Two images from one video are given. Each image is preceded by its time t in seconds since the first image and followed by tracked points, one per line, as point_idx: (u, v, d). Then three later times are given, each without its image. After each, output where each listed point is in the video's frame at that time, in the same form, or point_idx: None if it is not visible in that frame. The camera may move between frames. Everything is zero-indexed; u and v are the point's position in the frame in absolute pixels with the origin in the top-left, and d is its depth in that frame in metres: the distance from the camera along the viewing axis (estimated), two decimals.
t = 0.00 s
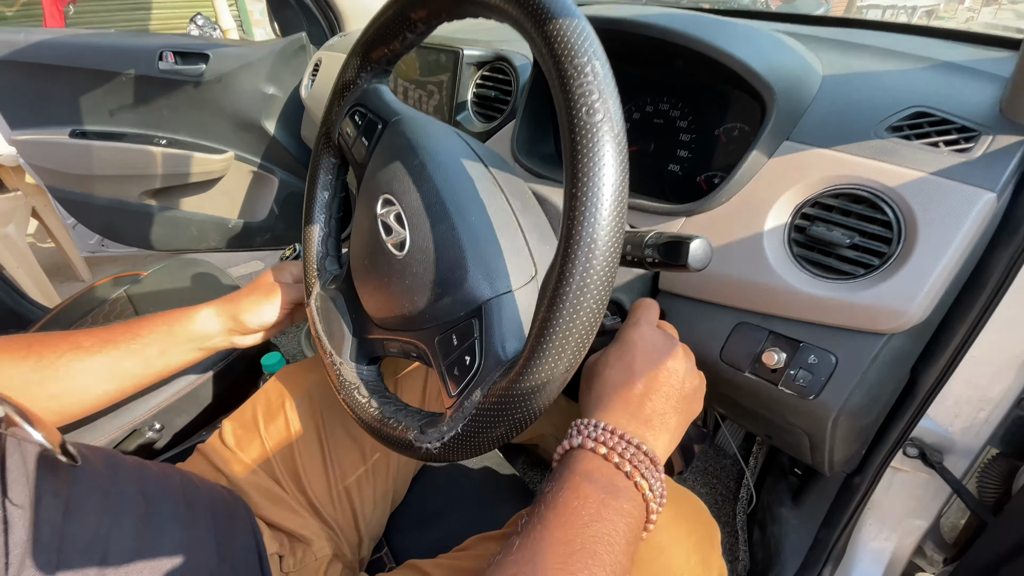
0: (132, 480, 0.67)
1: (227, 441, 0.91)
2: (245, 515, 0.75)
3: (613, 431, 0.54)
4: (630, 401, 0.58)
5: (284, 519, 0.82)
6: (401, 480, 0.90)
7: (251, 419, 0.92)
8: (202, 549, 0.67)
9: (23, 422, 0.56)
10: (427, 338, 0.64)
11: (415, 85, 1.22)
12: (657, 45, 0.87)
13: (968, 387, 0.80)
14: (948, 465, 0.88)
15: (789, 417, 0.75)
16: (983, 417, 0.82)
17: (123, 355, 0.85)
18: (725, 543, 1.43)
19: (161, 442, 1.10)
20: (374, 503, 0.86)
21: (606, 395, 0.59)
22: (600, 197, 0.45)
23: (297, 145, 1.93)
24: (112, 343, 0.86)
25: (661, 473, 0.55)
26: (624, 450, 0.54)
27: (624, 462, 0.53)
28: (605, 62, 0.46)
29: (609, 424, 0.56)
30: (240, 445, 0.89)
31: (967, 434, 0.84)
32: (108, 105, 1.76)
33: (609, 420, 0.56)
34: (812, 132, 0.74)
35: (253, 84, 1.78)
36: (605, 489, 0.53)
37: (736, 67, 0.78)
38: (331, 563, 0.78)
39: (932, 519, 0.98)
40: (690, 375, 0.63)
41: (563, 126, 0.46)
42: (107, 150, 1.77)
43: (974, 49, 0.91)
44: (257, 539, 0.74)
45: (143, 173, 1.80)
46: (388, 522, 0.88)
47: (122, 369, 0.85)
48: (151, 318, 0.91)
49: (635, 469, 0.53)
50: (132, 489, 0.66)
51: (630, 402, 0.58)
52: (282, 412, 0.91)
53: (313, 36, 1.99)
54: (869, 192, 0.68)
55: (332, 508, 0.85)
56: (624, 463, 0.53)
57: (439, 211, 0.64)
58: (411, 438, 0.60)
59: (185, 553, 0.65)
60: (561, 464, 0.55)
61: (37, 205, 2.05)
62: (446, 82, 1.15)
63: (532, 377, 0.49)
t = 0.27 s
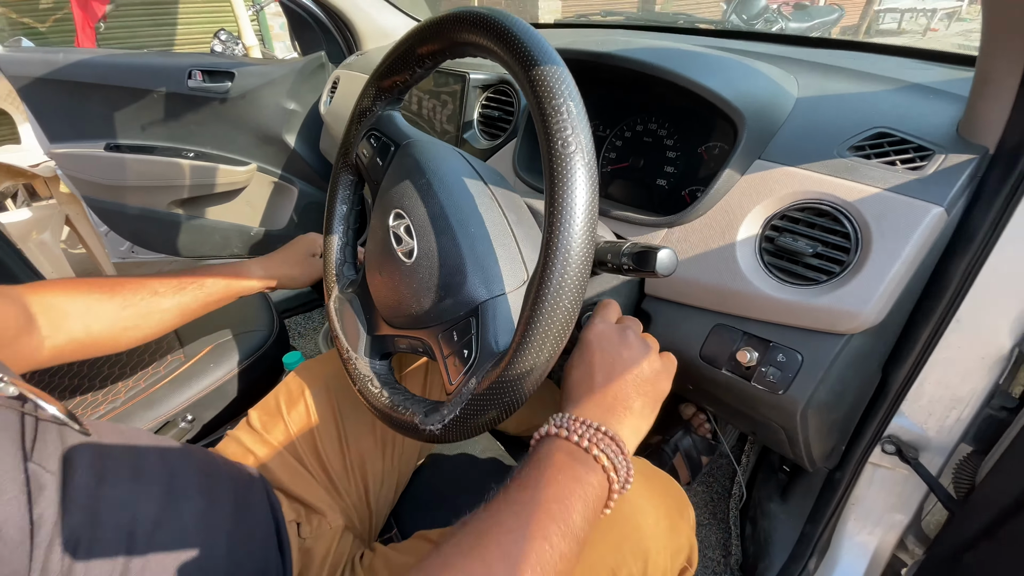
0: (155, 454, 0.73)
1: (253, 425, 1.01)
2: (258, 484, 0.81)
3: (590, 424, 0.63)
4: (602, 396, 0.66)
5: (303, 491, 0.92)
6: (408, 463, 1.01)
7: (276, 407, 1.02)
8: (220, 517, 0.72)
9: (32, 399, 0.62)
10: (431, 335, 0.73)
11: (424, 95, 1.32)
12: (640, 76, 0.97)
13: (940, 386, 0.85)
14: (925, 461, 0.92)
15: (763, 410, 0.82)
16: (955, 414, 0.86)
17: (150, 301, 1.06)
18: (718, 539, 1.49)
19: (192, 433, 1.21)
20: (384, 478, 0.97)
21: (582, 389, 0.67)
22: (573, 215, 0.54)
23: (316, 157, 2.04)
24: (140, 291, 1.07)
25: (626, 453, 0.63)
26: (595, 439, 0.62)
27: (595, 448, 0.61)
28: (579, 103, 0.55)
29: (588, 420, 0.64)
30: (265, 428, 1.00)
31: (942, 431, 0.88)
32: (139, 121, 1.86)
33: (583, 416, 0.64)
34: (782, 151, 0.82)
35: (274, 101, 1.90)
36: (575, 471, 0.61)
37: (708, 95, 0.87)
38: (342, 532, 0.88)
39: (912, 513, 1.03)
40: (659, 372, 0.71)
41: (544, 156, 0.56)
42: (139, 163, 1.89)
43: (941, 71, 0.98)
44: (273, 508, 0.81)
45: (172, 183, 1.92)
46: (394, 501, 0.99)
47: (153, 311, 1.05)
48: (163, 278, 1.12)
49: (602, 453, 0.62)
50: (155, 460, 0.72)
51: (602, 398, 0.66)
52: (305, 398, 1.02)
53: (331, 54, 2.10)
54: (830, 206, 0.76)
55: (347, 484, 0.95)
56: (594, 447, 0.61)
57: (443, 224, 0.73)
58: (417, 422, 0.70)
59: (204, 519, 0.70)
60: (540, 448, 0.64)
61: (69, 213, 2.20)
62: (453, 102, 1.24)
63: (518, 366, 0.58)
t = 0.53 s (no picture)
0: (198, 415, 0.85)
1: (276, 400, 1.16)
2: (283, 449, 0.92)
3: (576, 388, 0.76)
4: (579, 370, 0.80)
5: (320, 455, 1.06)
6: (411, 438, 1.16)
7: (296, 385, 1.16)
8: (249, 477, 0.83)
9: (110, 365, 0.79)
10: (428, 320, 0.86)
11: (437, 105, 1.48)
12: (611, 102, 1.12)
13: (891, 373, 0.93)
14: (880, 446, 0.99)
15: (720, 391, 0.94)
16: (904, 401, 0.94)
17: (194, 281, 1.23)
18: (703, 523, 1.60)
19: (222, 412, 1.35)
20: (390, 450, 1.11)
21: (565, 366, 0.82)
22: (537, 218, 0.67)
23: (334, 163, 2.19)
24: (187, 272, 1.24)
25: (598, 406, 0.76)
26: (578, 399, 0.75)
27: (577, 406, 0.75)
28: (544, 128, 0.68)
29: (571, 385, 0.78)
30: (288, 403, 1.14)
31: (894, 416, 0.96)
32: (173, 129, 2.03)
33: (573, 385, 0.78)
34: (737, 163, 0.93)
35: (296, 111, 2.06)
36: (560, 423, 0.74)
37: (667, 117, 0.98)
38: (353, 493, 1.03)
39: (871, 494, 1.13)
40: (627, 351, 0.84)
41: (515, 171, 0.69)
42: (172, 169, 2.06)
43: (892, 91, 1.08)
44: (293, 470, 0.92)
45: (201, 188, 2.08)
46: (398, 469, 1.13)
47: (194, 291, 1.23)
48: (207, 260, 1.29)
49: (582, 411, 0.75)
50: (197, 422, 0.83)
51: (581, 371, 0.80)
52: (321, 378, 1.15)
53: (349, 68, 2.25)
54: (775, 212, 0.87)
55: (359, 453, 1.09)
56: (577, 404, 0.75)
57: (438, 227, 0.86)
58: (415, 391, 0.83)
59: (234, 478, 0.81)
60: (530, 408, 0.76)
61: (104, 216, 2.41)
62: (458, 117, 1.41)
63: (494, 342, 0.71)
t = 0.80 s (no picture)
0: (177, 411, 0.83)
1: (270, 393, 1.12)
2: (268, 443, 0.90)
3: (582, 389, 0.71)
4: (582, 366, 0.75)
5: (313, 450, 1.03)
6: (410, 429, 1.08)
7: (291, 376, 1.12)
8: (228, 473, 0.81)
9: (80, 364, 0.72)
10: (418, 310, 0.81)
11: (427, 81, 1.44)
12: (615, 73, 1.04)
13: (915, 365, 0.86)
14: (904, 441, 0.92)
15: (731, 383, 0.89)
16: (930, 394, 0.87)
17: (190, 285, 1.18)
18: (712, 516, 1.55)
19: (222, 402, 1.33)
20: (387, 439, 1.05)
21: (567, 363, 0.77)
22: (526, 200, 0.61)
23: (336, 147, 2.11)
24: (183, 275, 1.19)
25: (605, 406, 0.70)
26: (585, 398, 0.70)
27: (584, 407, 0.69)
28: (533, 100, 0.61)
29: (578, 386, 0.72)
30: (281, 395, 1.11)
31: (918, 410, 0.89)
32: (176, 117, 1.97)
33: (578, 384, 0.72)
34: (751, 139, 0.87)
35: (298, 96, 1.98)
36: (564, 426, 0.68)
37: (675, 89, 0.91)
38: (347, 486, 0.98)
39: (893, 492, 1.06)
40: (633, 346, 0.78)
41: (502, 147, 0.63)
42: (175, 157, 2.00)
43: (922, 56, 1.00)
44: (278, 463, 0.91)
45: (207, 176, 2.04)
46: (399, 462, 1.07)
47: (189, 295, 1.18)
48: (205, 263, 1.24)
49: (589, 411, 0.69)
50: (175, 418, 0.82)
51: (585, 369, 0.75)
52: (316, 368, 1.12)
53: (350, 49, 2.19)
54: (791, 190, 0.80)
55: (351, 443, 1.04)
56: (583, 404, 0.69)
57: (427, 210, 0.80)
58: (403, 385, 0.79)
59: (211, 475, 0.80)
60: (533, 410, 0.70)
61: (113, 204, 2.39)
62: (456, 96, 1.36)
63: (482, 334, 0.66)
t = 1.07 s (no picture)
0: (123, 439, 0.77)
1: (247, 407, 1.00)
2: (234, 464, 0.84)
3: (586, 424, 0.58)
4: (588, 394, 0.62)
5: (292, 475, 0.91)
6: (403, 447, 0.98)
7: (270, 388, 1.01)
8: (190, 499, 0.75)
9: None
10: (402, 324, 0.69)
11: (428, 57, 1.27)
12: (635, 43, 0.90)
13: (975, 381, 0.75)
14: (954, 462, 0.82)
15: (767, 405, 0.76)
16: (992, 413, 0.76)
17: (167, 295, 1.05)
18: (734, 529, 1.43)
19: (204, 410, 1.19)
20: (377, 459, 0.94)
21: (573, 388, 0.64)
22: (528, 199, 0.48)
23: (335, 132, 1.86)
24: (157, 285, 1.06)
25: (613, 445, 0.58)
26: (587, 436, 0.57)
27: (587, 449, 0.56)
28: (536, 68, 0.47)
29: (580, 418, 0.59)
30: (259, 410, 0.98)
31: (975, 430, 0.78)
32: (165, 100, 1.68)
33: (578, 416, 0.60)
34: (797, 118, 0.73)
35: (289, 77, 1.70)
36: (563, 471, 0.56)
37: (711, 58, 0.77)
38: (331, 517, 0.86)
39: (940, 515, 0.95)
40: (649, 371, 0.66)
41: (496, 130, 0.49)
42: (164, 143, 1.71)
43: (997, 21, 0.85)
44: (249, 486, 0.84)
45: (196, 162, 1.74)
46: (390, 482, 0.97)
47: (167, 308, 1.04)
48: (181, 270, 1.11)
49: (594, 452, 0.56)
50: (124, 447, 0.76)
51: (594, 398, 0.61)
52: (298, 380, 1.00)
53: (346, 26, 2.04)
54: (848, 180, 0.67)
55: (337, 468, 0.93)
56: (586, 447, 0.57)
57: (411, 207, 0.68)
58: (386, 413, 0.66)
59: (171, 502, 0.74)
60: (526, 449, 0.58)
61: (111, 191, 2.19)
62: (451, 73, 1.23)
63: (474, 365, 0.53)
